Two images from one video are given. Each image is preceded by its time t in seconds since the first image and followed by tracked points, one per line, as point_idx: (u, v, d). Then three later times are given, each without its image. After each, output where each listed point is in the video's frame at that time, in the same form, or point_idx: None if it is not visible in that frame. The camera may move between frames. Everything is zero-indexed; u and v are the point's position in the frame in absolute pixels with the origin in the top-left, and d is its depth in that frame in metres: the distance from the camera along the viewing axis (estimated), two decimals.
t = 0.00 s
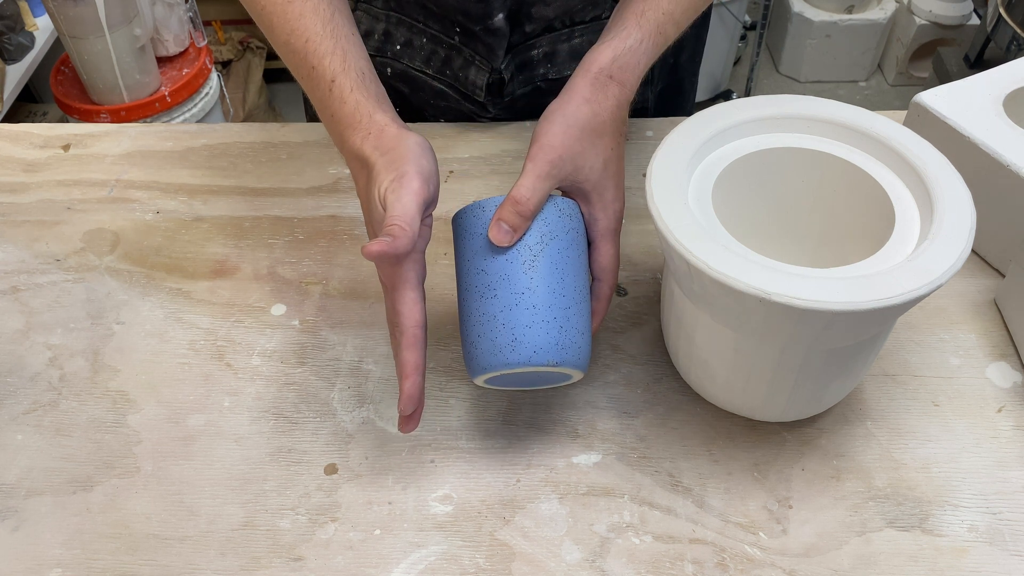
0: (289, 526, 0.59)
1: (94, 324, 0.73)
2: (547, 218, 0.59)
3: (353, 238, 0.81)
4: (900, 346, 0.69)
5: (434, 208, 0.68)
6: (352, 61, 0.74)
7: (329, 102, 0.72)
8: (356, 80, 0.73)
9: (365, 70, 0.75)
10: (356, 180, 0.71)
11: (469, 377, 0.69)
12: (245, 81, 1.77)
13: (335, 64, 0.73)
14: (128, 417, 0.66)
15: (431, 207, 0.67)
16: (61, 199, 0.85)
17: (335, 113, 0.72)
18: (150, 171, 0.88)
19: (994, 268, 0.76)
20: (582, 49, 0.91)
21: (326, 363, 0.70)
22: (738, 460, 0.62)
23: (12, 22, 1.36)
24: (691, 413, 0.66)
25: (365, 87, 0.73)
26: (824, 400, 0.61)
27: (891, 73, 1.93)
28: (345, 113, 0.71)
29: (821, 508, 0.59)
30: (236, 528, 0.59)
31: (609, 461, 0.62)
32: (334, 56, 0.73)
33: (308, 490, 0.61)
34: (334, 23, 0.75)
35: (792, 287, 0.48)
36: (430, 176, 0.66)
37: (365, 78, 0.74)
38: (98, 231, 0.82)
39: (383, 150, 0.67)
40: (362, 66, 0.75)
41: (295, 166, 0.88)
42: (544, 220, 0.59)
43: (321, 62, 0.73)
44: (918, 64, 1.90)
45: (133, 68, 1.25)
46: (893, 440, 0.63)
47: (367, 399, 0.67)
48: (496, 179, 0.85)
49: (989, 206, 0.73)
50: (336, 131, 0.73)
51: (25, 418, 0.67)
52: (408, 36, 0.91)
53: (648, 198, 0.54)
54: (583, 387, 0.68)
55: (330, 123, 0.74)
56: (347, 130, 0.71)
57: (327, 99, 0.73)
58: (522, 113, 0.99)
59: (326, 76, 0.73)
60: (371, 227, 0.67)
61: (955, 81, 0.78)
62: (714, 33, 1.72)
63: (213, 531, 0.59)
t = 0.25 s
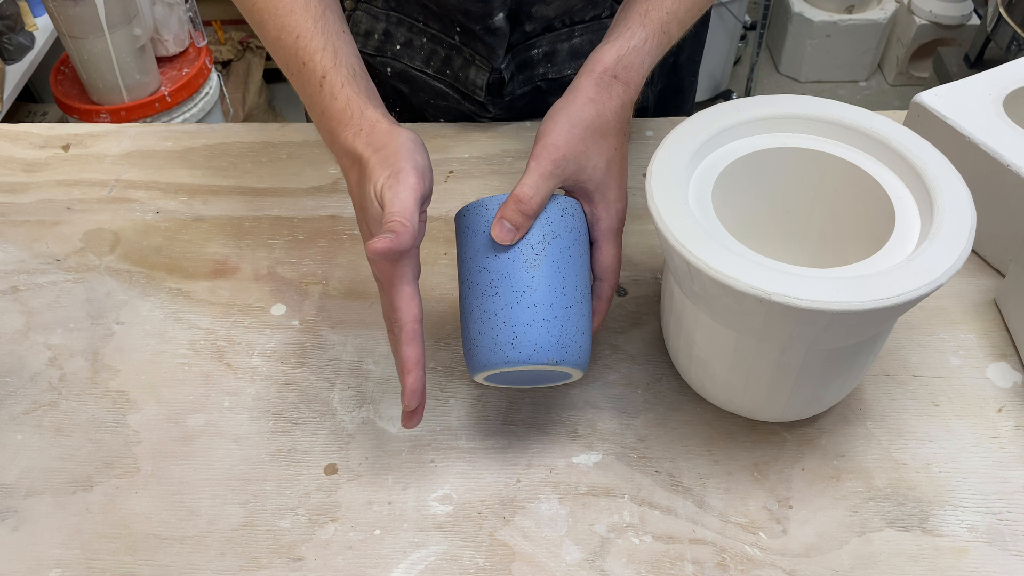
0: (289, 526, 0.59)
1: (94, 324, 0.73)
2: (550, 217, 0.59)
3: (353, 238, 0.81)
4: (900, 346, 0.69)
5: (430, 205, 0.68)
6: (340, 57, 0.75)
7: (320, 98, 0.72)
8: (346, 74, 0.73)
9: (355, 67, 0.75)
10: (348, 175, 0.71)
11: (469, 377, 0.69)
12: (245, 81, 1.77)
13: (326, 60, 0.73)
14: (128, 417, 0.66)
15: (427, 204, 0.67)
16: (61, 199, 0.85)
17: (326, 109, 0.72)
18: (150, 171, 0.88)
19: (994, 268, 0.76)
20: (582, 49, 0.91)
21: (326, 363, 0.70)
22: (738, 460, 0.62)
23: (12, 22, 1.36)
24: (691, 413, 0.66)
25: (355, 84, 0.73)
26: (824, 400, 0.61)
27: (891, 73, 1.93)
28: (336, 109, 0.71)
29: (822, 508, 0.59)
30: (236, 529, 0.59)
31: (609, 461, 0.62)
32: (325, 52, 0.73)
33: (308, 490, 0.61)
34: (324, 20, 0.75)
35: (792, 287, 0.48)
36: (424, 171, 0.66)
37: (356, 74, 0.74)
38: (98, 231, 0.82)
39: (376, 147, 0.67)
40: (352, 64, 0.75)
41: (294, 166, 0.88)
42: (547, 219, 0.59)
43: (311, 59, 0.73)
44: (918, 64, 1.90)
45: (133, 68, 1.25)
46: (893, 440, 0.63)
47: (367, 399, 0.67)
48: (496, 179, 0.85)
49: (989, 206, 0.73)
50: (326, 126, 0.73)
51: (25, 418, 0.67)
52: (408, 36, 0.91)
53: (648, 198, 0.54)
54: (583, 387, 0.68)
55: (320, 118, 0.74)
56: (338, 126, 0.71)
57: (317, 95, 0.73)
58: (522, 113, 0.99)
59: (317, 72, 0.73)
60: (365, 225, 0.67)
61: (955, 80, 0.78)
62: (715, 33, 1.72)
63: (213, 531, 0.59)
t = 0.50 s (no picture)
0: (289, 526, 0.59)
1: (94, 325, 0.73)
2: (554, 222, 0.59)
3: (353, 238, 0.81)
4: (900, 346, 0.69)
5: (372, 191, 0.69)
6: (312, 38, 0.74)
7: (285, 72, 0.71)
8: (314, 55, 0.72)
9: (319, 44, 0.74)
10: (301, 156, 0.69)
11: (469, 377, 0.69)
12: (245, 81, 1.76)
13: (292, 35, 0.72)
14: (128, 417, 0.66)
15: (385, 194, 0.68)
16: (61, 199, 0.85)
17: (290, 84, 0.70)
18: (150, 171, 0.88)
19: (994, 268, 0.76)
20: (583, 49, 0.92)
21: (326, 363, 0.70)
22: (738, 460, 0.62)
23: (12, 22, 1.36)
24: (691, 413, 0.66)
25: (320, 62, 0.73)
26: (824, 400, 0.61)
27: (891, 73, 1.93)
28: (303, 87, 0.70)
29: (822, 508, 0.59)
30: (236, 529, 0.59)
31: (609, 461, 0.62)
32: (291, 27, 0.72)
33: (307, 490, 0.61)
34: None
35: (792, 287, 0.48)
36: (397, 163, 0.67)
37: (320, 52, 0.74)
38: (98, 231, 0.82)
39: (352, 137, 0.66)
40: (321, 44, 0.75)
41: (294, 166, 0.88)
42: (551, 224, 0.58)
43: (276, 31, 0.72)
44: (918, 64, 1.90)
45: (133, 68, 1.25)
46: (893, 440, 0.63)
47: (367, 399, 0.67)
48: (496, 179, 0.85)
49: (988, 206, 0.73)
50: (289, 103, 0.71)
51: (25, 418, 0.67)
52: (408, 36, 0.91)
53: (648, 198, 0.54)
54: (583, 387, 0.68)
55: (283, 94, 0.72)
56: (302, 102, 0.69)
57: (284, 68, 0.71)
58: (523, 112, 0.99)
59: (281, 45, 0.71)
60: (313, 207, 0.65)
61: (955, 80, 0.78)
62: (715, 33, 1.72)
63: (213, 531, 0.59)
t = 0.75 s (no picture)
0: (289, 526, 0.59)
1: (94, 325, 0.73)
2: (548, 233, 0.58)
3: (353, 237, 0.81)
4: (900, 346, 0.69)
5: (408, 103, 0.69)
6: None
7: None
8: None
9: None
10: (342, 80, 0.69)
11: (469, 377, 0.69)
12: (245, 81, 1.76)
13: None
14: (128, 417, 0.66)
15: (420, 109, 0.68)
16: (61, 199, 0.85)
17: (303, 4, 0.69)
18: (150, 171, 0.88)
19: (994, 268, 0.76)
20: (583, 50, 0.92)
21: (326, 363, 0.70)
22: (738, 460, 0.62)
23: (12, 22, 1.36)
24: (691, 413, 0.66)
25: None
26: (824, 400, 0.61)
27: (891, 73, 1.93)
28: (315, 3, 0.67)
29: (822, 508, 0.59)
30: (236, 529, 0.59)
31: (609, 461, 0.62)
32: None
33: (307, 490, 0.61)
34: None
35: (792, 286, 0.48)
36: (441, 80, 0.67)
37: None
38: (98, 231, 0.82)
39: (404, 51, 0.65)
40: None
41: (294, 166, 0.88)
42: (546, 235, 0.58)
43: None
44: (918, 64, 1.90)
45: (133, 68, 1.25)
46: (893, 440, 0.63)
47: (367, 399, 0.67)
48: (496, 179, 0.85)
49: (988, 206, 0.73)
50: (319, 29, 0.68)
51: (25, 418, 0.67)
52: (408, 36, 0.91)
53: (648, 198, 0.54)
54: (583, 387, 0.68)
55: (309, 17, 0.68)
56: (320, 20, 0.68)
57: None
58: (523, 113, 0.99)
59: None
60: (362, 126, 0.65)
61: (955, 81, 0.78)
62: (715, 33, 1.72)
63: (213, 531, 0.59)
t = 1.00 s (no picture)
0: (289, 526, 0.59)
1: (94, 325, 0.73)
2: (540, 236, 0.58)
3: (353, 238, 0.81)
4: (900, 346, 0.69)
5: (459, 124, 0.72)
6: None
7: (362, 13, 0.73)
8: None
9: None
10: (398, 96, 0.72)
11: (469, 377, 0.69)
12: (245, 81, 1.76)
13: None
14: (128, 417, 0.66)
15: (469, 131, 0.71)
16: (61, 199, 0.85)
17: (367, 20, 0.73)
18: (150, 171, 0.88)
19: (994, 268, 0.76)
20: (580, 50, 0.92)
21: (326, 363, 0.70)
22: (738, 460, 0.62)
23: (12, 22, 1.36)
24: (691, 413, 0.66)
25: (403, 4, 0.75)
26: (824, 399, 0.61)
27: (891, 73, 1.93)
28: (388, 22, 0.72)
29: (822, 508, 0.59)
30: (236, 529, 0.59)
31: (609, 461, 0.62)
32: None
33: (307, 490, 0.61)
34: None
35: (792, 287, 0.48)
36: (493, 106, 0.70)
37: None
38: (98, 231, 0.82)
39: (461, 75, 0.69)
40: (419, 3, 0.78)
41: (294, 166, 0.88)
42: (538, 238, 0.58)
43: None
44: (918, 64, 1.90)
45: (133, 68, 1.25)
46: (893, 440, 0.63)
47: (367, 399, 0.67)
48: (496, 179, 0.85)
49: (989, 206, 0.73)
50: (380, 45, 0.74)
51: (25, 418, 0.67)
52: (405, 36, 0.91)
53: (648, 198, 0.54)
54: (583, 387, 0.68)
55: (370, 34, 0.74)
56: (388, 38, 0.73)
57: (366, 7, 0.73)
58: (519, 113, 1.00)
59: None
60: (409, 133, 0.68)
61: (955, 81, 0.78)
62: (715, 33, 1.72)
63: (213, 531, 0.59)
